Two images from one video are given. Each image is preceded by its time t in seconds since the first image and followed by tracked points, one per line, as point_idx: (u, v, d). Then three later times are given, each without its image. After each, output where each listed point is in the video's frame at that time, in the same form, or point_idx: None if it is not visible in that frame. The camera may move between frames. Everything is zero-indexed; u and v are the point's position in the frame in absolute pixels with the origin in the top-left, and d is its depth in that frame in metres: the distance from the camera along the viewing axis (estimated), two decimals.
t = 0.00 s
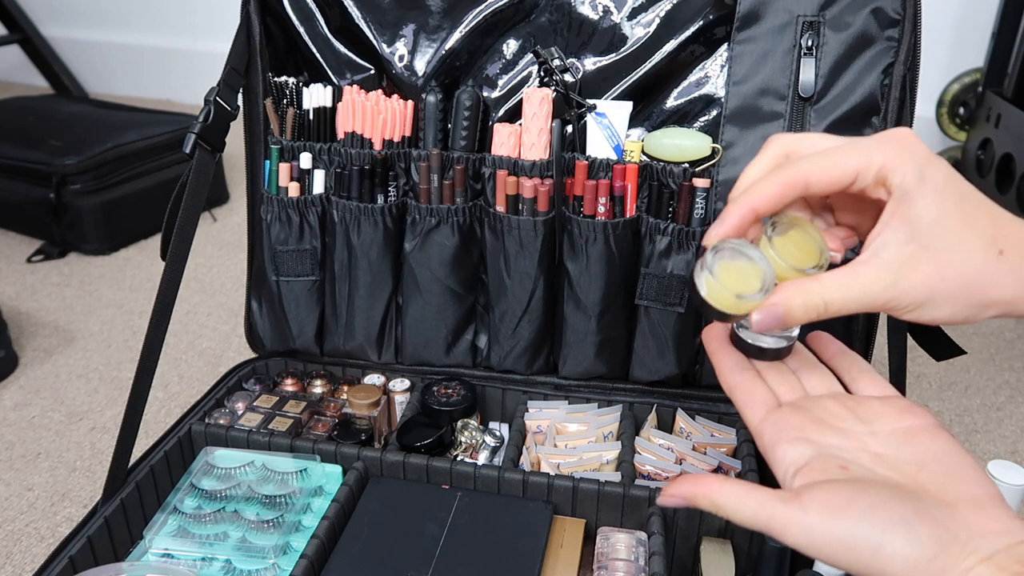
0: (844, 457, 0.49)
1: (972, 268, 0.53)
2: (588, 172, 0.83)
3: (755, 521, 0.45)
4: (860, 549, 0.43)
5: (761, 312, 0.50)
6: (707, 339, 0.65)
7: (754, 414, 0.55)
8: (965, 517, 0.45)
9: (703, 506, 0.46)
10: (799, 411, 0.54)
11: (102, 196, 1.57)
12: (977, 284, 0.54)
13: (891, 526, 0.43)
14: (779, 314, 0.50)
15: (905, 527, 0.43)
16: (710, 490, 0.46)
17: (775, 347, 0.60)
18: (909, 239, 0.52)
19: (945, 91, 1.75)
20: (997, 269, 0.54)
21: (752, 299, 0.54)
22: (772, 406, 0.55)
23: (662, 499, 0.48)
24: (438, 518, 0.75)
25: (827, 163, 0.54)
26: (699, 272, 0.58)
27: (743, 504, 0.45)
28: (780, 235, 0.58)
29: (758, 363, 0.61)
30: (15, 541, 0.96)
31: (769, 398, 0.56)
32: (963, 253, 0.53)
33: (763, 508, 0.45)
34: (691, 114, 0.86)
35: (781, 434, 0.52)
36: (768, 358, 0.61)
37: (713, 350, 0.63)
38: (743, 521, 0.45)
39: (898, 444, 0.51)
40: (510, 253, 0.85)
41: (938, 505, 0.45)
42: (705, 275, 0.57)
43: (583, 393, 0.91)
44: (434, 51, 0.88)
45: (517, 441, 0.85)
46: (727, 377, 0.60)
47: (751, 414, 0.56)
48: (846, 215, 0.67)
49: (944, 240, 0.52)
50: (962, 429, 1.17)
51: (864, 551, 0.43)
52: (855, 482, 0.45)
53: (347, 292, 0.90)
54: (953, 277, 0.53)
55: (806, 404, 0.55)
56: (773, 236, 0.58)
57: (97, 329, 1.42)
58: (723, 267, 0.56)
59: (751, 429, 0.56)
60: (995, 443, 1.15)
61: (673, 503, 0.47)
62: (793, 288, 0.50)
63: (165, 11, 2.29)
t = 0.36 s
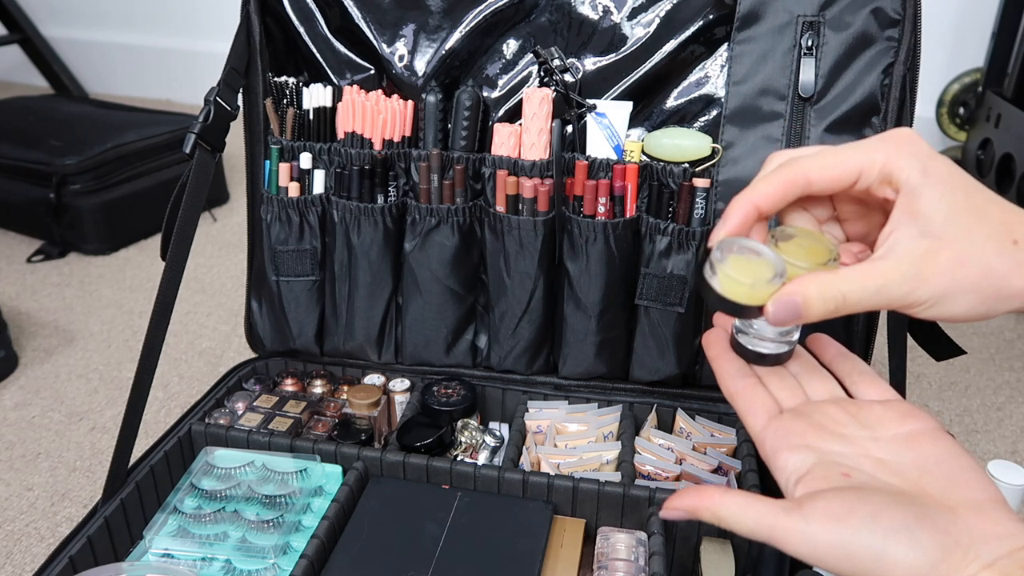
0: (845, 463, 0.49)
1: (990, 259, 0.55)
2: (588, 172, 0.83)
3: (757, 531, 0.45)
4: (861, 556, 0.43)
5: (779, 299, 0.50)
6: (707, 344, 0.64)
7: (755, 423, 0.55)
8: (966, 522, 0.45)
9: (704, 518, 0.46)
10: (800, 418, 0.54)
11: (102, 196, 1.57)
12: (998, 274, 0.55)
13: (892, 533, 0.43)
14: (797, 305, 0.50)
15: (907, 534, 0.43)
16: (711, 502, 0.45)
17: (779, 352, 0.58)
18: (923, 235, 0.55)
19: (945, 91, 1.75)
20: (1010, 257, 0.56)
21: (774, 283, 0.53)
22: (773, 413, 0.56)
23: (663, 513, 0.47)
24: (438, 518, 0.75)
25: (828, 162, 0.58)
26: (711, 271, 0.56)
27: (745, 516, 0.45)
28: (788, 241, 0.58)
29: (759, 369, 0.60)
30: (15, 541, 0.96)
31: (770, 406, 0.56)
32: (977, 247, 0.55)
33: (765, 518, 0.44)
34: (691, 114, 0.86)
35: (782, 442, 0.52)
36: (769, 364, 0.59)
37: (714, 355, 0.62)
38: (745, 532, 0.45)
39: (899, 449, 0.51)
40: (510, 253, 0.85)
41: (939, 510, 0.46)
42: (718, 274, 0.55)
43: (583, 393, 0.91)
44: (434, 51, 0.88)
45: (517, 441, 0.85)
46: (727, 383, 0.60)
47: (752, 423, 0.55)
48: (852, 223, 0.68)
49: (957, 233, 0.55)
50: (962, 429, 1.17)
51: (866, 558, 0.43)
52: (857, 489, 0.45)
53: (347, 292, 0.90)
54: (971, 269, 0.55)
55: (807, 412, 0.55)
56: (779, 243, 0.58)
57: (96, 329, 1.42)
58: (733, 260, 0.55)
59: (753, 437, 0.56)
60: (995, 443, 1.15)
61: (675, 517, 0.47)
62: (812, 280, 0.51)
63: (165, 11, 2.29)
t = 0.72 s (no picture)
0: (831, 454, 0.48)
1: None
2: (588, 172, 0.83)
3: (742, 522, 0.44)
4: (844, 545, 0.42)
5: (913, 390, 0.42)
6: (700, 333, 0.64)
7: (743, 406, 0.54)
8: (951, 511, 0.43)
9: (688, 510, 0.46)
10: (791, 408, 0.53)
11: (102, 196, 1.57)
12: None
13: (875, 522, 0.42)
14: (926, 393, 0.42)
15: (890, 521, 0.42)
16: (694, 494, 0.45)
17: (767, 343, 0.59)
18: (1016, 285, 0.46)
19: (945, 91, 1.74)
20: None
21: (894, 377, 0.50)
22: (762, 400, 0.54)
23: (648, 505, 0.47)
24: (438, 518, 0.75)
25: (905, 231, 0.50)
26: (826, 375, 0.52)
27: (729, 507, 0.44)
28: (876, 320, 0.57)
29: (748, 357, 0.60)
30: (15, 541, 0.96)
31: (759, 390, 0.55)
32: None
33: (749, 509, 0.43)
34: (691, 114, 0.86)
35: (771, 429, 0.51)
36: (757, 353, 0.60)
37: (705, 343, 0.62)
38: (728, 523, 0.44)
39: (885, 437, 0.51)
40: (510, 253, 0.85)
41: (924, 500, 0.44)
42: (833, 377, 0.51)
43: (583, 393, 0.91)
44: (434, 51, 0.87)
45: (517, 441, 0.85)
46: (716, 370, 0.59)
47: (740, 408, 0.54)
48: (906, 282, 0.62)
49: None
50: (962, 429, 1.18)
51: (849, 548, 0.42)
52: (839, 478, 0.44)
53: (347, 292, 0.90)
54: None
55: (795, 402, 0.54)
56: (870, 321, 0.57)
57: (96, 329, 1.42)
58: (847, 355, 0.51)
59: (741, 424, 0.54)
60: (995, 443, 1.15)
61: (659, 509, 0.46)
62: (926, 356, 0.43)
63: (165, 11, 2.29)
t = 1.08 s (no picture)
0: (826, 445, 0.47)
1: None
2: (588, 172, 0.83)
3: (738, 519, 0.42)
4: (843, 539, 0.40)
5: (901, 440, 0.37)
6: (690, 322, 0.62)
7: (737, 395, 0.52)
8: (945, 499, 0.41)
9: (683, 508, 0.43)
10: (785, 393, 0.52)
11: (102, 196, 1.57)
12: None
13: (873, 513, 0.41)
14: (922, 442, 0.37)
15: (887, 513, 0.41)
16: (690, 490, 0.43)
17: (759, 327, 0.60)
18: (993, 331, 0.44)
19: (944, 91, 1.74)
20: None
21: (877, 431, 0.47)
22: (756, 388, 0.53)
23: (640, 504, 0.44)
24: (438, 518, 0.75)
25: (890, 282, 0.45)
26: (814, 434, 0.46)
27: (726, 502, 0.42)
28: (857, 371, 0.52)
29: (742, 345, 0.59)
30: (15, 541, 0.96)
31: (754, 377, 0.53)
32: None
33: (747, 504, 0.41)
34: (691, 114, 0.86)
35: (767, 418, 0.50)
36: (751, 340, 0.60)
37: (698, 332, 0.61)
38: (724, 520, 0.42)
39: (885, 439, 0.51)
40: (510, 253, 0.85)
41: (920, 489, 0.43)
42: (820, 437, 0.46)
43: (583, 393, 0.91)
44: (434, 51, 0.88)
45: (517, 441, 0.85)
46: (710, 359, 0.57)
47: (734, 396, 0.52)
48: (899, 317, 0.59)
49: None
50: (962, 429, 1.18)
51: (849, 541, 0.40)
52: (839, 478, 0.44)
53: (347, 292, 0.90)
54: None
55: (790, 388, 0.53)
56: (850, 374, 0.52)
57: (96, 329, 1.42)
58: (829, 416, 0.47)
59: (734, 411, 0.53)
60: (995, 443, 1.15)
61: (653, 508, 0.44)
62: (919, 405, 0.38)
63: (165, 11, 2.29)
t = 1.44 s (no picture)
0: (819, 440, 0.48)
1: None
2: (588, 172, 0.83)
3: (734, 509, 0.42)
4: (837, 530, 0.41)
5: (1004, 485, 0.36)
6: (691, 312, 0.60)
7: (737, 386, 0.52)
8: (940, 492, 0.43)
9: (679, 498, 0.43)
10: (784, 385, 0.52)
11: (102, 196, 1.57)
12: None
13: (866, 504, 0.41)
14: None
15: (881, 504, 0.42)
16: (686, 481, 0.43)
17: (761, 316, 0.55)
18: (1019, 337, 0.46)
19: (945, 91, 1.74)
20: None
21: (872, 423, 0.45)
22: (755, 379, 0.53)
23: (637, 492, 0.45)
24: (438, 518, 0.75)
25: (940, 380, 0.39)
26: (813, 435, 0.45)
27: (722, 493, 0.42)
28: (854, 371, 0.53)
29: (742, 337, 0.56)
30: (15, 541, 0.96)
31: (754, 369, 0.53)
32: None
33: (742, 495, 0.42)
34: (691, 114, 0.86)
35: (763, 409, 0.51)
36: (752, 332, 0.56)
37: (697, 321, 0.58)
38: (721, 511, 0.42)
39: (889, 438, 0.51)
40: (510, 253, 0.85)
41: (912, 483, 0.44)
42: (815, 434, 0.45)
43: (583, 393, 0.91)
44: (434, 51, 0.88)
45: (517, 441, 0.85)
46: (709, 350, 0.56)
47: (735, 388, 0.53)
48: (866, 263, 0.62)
49: None
50: (962, 430, 1.18)
51: (843, 533, 0.41)
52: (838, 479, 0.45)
53: (347, 292, 0.90)
54: None
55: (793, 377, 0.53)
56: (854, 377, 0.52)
57: (96, 329, 1.42)
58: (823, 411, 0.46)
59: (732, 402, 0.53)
60: (996, 443, 1.15)
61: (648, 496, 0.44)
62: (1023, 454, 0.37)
63: (165, 11, 2.29)
